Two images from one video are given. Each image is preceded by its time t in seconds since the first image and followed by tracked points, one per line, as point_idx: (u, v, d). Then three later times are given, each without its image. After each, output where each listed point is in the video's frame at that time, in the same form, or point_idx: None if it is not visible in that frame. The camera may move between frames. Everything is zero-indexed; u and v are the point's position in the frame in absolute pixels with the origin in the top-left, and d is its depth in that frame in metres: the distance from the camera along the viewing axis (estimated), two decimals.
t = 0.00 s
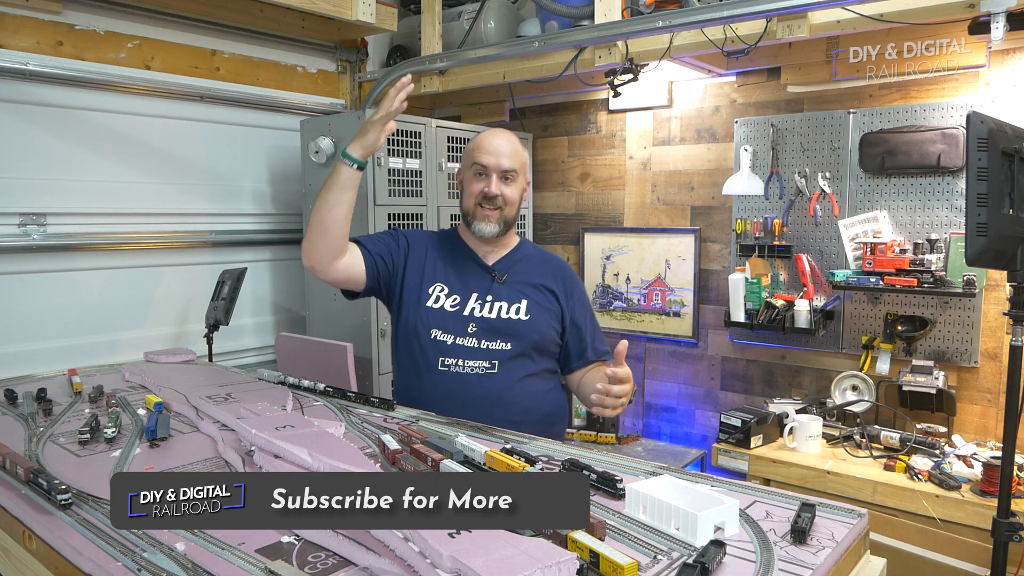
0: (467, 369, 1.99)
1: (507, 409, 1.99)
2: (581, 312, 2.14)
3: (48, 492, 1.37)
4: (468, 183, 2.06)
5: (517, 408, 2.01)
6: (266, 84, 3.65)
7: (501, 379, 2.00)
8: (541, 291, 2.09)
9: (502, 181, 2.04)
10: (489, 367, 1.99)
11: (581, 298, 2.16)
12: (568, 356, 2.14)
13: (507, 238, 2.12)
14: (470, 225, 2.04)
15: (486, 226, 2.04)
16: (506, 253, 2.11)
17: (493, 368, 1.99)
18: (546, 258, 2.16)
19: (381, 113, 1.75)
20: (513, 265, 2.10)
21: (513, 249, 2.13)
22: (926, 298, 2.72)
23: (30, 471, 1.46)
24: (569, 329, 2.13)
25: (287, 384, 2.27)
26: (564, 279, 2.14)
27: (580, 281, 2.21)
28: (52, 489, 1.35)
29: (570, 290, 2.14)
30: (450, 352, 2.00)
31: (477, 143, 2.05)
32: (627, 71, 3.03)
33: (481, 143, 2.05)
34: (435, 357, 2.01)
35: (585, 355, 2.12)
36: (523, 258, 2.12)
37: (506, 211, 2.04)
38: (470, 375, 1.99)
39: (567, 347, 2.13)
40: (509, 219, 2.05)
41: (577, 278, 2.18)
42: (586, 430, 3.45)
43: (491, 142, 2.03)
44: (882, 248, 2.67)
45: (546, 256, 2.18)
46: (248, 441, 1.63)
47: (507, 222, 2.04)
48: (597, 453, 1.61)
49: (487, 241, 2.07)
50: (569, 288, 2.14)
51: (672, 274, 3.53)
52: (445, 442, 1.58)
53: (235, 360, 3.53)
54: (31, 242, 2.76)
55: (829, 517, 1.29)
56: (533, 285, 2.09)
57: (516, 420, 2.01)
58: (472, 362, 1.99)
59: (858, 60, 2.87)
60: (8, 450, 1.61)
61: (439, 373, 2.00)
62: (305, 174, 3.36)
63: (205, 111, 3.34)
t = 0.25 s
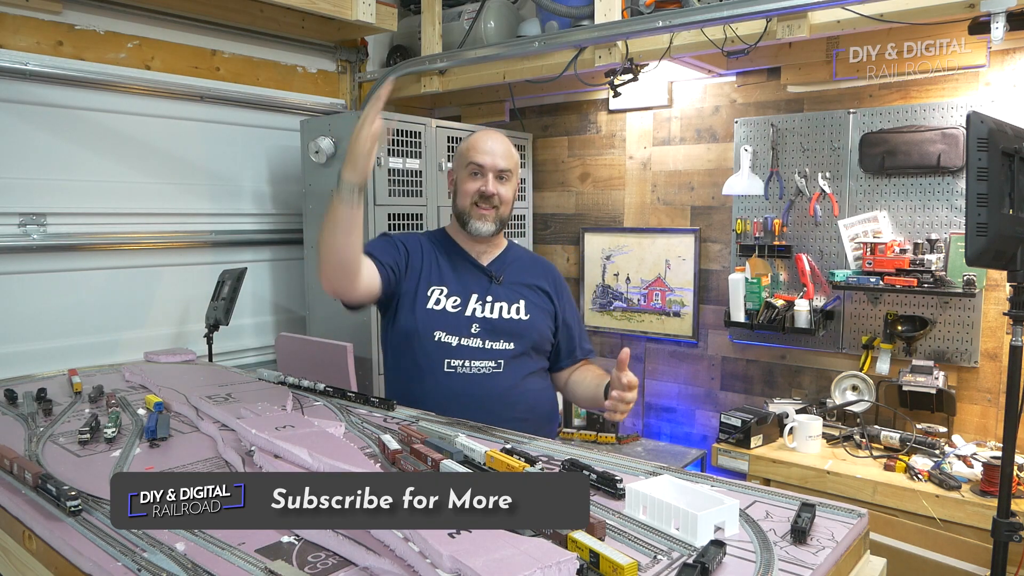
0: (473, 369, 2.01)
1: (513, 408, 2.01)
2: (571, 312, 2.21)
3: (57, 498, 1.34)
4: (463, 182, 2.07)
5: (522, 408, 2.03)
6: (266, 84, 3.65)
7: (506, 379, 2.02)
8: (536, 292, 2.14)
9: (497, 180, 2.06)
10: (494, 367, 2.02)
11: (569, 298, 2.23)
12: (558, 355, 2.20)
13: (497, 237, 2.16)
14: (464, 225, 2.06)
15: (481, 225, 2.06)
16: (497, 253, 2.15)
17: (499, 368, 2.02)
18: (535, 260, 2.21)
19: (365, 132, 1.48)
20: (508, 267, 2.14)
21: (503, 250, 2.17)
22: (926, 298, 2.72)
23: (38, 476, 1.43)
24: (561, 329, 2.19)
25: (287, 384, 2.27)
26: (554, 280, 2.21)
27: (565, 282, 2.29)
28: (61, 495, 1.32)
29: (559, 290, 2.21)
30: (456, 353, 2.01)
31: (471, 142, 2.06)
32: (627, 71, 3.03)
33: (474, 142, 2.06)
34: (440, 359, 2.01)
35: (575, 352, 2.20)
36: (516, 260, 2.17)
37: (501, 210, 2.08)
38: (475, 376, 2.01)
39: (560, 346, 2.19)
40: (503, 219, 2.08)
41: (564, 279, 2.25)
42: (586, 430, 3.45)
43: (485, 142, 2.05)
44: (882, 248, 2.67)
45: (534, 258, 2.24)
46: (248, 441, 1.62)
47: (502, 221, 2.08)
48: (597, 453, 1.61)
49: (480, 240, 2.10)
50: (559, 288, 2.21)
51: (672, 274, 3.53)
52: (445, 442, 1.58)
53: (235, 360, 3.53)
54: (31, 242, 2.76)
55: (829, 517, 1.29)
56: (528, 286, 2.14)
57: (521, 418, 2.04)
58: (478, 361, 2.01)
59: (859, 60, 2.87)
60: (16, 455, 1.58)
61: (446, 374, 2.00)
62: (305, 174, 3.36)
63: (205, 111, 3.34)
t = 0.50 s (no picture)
0: (484, 370, 2.02)
1: (521, 406, 2.05)
2: (567, 311, 2.26)
3: (66, 505, 1.30)
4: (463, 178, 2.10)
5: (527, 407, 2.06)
6: (266, 84, 3.65)
7: (515, 379, 2.05)
8: (537, 293, 2.16)
9: (496, 177, 2.11)
10: (505, 368, 2.03)
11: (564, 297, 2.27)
12: (555, 354, 2.24)
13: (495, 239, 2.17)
14: (468, 222, 2.06)
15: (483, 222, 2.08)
16: (496, 254, 2.16)
17: (508, 369, 2.04)
18: (531, 262, 2.22)
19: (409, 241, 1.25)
20: (509, 269, 2.14)
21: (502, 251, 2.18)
22: (926, 298, 2.72)
23: (47, 482, 1.39)
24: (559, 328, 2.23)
25: (287, 384, 2.28)
26: (550, 280, 2.24)
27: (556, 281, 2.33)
28: (71, 502, 1.29)
29: (555, 290, 2.25)
30: (467, 356, 2.01)
31: (470, 140, 2.13)
32: (627, 71, 3.04)
33: (471, 143, 2.13)
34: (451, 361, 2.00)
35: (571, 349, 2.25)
36: (515, 261, 2.18)
37: (500, 206, 2.11)
38: (485, 377, 2.02)
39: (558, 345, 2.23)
40: (503, 215, 2.12)
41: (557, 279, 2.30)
42: (586, 430, 3.45)
43: (482, 140, 2.12)
44: (882, 248, 2.67)
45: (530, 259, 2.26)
46: (248, 441, 1.62)
47: (503, 217, 2.11)
48: (597, 453, 1.61)
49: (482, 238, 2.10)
50: (555, 288, 2.25)
51: (672, 274, 3.53)
52: (445, 442, 1.58)
53: (235, 360, 3.53)
54: (31, 242, 2.76)
55: (829, 517, 1.29)
56: (529, 287, 2.16)
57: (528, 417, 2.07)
58: (488, 364, 2.02)
59: (858, 60, 2.87)
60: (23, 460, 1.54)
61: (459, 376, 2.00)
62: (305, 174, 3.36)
63: (205, 111, 3.34)
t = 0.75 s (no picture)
0: (485, 371, 2.01)
1: (521, 406, 2.04)
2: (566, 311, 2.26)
3: (77, 511, 1.28)
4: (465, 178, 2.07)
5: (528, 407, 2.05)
6: (266, 84, 3.65)
7: (515, 379, 2.04)
8: (535, 293, 2.17)
9: (498, 177, 2.09)
10: (505, 368, 2.02)
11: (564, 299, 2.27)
12: (556, 354, 2.22)
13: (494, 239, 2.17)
14: (471, 223, 2.06)
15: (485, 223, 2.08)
16: (496, 254, 2.16)
17: (509, 369, 2.03)
18: (532, 263, 2.25)
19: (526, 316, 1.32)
20: (509, 269, 2.15)
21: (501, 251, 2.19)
22: (926, 298, 2.72)
23: (57, 488, 1.37)
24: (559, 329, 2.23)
25: (287, 384, 2.28)
26: (548, 281, 2.25)
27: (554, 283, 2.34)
28: (81, 509, 1.26)
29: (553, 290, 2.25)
30: (468, 356, 1.99)
31: (473, 140, 2.08)
32: (627, 71, 3.03)
33: (471, 144, 2.10)
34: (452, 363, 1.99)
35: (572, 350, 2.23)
36: (514, 261, 2.18)
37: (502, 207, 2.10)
38: (486, 377, 2.01)
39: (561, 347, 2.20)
40: (504, 217, 2.12)
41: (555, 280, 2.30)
42: (586, 430, 3.45)
43: (483, 142, 2.09)
44: (882, 248, 2.67)
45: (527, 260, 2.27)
46: (248, 441, 1.63)
47: (506, 218, 2.11)
48: (597, 453, 1.61)
49: (483, 238, 2.10)
50: (553, 288, 2.25)
51: (672, 274, 3.53)
52: (445, 442, 1.58)
53: (235, 360, 3.53)
54: (31, 242, 2.76)
55: (829, 517, 1.29)
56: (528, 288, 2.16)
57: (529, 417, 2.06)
58: (488, 364, 2.01)
59: (858, 60, 2.87)
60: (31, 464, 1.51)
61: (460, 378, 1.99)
62: (305, 173, 3.36)
63: (205, 111, 3.34)
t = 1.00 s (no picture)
0: (482, 371, 1.98)
1: (518, 407, 2.02)
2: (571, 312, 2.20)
3: (87, 518, 1.24)
4: (492, 184, 2.00)
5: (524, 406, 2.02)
6: (265, 84, 3.64)
7: (513, 381, 2.01)
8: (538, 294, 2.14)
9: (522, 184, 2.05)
10: (503, 368, 1.99)
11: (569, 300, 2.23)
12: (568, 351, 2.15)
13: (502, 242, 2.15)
14: (497, 231, 2.02)
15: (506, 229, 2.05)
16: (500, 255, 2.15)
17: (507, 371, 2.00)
18: (540, 265, 2.25)
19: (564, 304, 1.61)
20: (512, 271, 2.14)
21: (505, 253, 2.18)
22: (926, 298, 2.72)
23: (64, 494, 1.32)
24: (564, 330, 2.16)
25: (287, 384, 2.28)
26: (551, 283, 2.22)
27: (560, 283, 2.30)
28: (91, 515, 1.22)
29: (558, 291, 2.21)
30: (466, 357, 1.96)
31: (500, 146, 2.01)
32: (627, 71, 3.03)
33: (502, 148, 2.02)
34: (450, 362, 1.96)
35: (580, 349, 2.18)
36: (517, 263, 2.17)
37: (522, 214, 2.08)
38: (483, 378, 1.98)
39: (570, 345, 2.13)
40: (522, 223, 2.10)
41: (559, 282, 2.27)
42: (586, 430, 3.45)
43: (513, 148, 2.02)
44: (882, 248, 2.67)
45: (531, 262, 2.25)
46: (248, 441, 1.62)
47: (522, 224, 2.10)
48: (597, 453, 1.61)
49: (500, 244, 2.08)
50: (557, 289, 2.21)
51: (672, 274, 3.53)
52: (445, 442, 1.58)
53: (235, 360, 3.53)
54: (31, 242, 2.76)
55: (829, 517, 1.29)
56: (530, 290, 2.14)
57: (525, 417, 2.04)
58: (487, 365, 1.97)
59: (859, 60, 2.87)
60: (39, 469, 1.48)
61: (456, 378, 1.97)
62: (305, 173, 3.35)
63: (205, 111, 3.34)
